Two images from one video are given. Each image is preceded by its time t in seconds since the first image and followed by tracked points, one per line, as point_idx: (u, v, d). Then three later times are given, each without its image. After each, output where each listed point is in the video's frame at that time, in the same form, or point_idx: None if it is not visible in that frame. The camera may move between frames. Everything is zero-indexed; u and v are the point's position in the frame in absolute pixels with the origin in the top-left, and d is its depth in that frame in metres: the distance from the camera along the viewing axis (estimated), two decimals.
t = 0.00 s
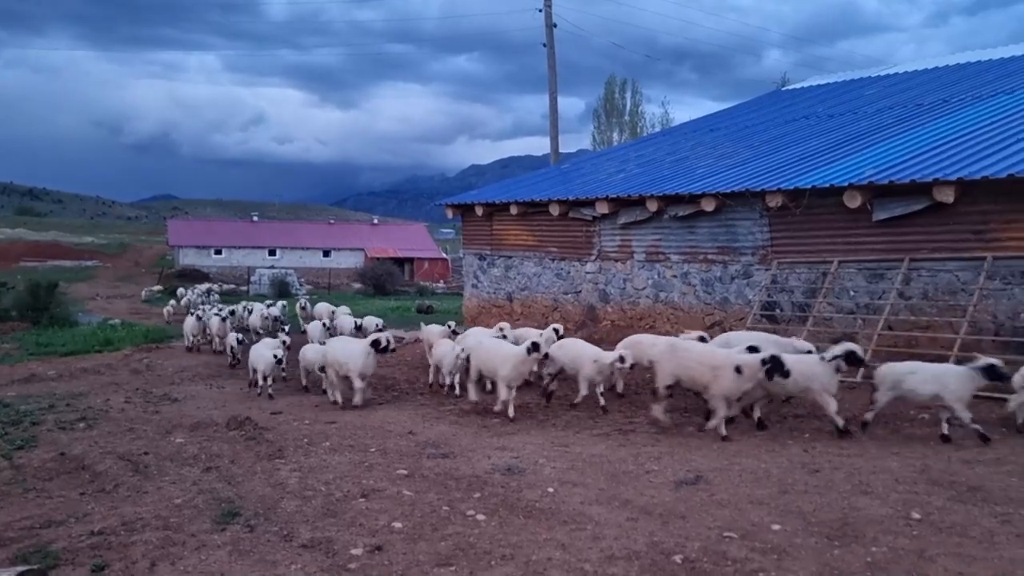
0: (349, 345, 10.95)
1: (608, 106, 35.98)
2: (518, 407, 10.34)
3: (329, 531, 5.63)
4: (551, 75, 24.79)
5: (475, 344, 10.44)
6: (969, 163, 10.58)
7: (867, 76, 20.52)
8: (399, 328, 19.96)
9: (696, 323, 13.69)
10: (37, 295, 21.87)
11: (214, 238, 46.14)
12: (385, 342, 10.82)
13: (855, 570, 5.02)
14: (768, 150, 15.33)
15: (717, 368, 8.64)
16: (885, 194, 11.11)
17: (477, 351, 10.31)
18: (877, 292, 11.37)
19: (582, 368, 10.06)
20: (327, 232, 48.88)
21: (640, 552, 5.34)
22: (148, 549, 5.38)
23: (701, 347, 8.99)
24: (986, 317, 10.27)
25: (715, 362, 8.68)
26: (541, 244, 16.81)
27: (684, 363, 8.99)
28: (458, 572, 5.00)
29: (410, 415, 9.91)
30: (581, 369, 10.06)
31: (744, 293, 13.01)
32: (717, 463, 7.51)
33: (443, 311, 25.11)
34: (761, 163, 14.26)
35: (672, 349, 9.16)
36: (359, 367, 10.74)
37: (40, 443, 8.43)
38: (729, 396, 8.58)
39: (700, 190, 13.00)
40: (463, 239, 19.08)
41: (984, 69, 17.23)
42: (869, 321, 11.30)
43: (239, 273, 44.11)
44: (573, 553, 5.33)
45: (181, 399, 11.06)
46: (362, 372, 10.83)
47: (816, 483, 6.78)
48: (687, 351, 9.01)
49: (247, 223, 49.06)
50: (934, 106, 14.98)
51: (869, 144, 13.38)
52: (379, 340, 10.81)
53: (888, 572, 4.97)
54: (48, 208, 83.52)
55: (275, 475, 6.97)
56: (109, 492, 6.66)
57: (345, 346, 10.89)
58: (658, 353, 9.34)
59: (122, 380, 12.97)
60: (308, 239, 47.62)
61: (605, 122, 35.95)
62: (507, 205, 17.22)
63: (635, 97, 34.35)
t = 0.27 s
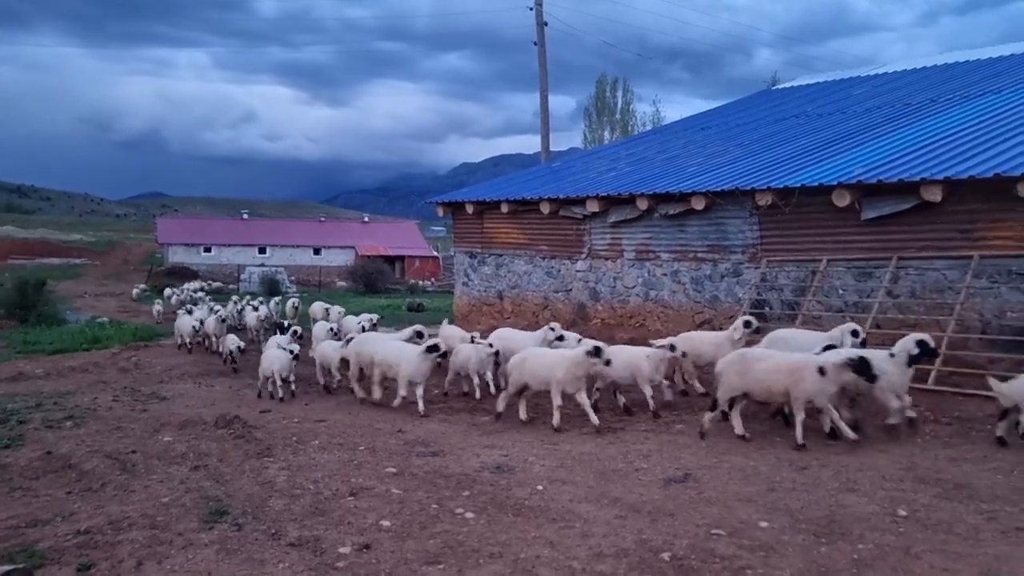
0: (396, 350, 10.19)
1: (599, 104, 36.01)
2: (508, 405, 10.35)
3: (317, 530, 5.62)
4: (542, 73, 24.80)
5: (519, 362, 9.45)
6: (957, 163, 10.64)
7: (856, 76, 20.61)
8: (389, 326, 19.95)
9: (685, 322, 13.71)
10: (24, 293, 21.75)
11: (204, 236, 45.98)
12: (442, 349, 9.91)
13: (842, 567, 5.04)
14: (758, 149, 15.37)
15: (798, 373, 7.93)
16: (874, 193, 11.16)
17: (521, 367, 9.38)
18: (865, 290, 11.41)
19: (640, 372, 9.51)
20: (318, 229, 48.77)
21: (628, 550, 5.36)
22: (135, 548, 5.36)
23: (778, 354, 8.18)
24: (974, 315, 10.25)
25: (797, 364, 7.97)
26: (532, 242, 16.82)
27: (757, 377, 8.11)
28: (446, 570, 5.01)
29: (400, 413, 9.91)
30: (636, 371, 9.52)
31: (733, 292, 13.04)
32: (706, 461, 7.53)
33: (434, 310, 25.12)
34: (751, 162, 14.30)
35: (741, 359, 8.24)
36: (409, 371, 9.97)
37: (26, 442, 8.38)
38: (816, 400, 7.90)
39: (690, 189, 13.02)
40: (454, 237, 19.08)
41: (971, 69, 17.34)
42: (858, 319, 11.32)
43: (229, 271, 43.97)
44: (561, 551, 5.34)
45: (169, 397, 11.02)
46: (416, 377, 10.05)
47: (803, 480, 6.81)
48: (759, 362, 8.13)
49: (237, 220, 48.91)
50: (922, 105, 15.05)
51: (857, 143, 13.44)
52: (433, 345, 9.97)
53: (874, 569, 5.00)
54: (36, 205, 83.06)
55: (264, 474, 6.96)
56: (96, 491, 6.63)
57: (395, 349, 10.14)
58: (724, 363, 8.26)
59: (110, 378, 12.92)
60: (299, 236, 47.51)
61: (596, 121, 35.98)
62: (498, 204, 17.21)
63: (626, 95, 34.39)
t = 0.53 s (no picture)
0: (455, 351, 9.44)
1: (584, 102, 36.03)
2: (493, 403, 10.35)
3: (299, 528, 5.60)
4: (527, 71, 24.80)
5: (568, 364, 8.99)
6: (937, 162, 10.72)
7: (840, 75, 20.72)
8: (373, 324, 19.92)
9: (669, 320, 13.74)
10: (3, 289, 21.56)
11: (186, 233, 45.70)
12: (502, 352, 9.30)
13: (821, 563, 5.08)
14: (741, 148, 15.44)
15: (883, 368, 7.57)
16: (856, 192, 11.23)
17: (576, 367, 8.91)
18: (847, 289, 11.47)
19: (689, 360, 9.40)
20: (302, 227, 48.57)
21: (610, 547, 5.37)
22: (114, 547, 5.33)
23: (851, 348, 7.78)
24: (953, 313, 10.30)
25: (877, 360, 7.60)
26: (516, 240, 16.82)
27: (835, 373, 7.76)
28: (428, 568, 5.00)
29: (384, 411, 9.89)
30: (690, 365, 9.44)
31: (717, 290, 13.09)
32: (688, 459, 7.56)
33: (419, 307, 25.09)
34: (735, 160, 14.36)
35: (817, 355, 7.89)
36: (472, 381, 9.18)
37: (4, 441, 8.30)
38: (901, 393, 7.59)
39: (674, 187, 13.06)
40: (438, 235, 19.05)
41: (952, 69, 17.48)
42: (840, 317, 11.36)
43: (212, 269, 43.71)
44: (543, 548, 5.35)
45: (150, 395, 10.94)
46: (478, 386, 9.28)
47: (785, 477, 6.85)
48: (836, 356, 7.77)
49: (220, 217, 48.64)
50: (905, 105, 15.15)
51: (840, 142, 13.51)
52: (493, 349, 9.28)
53: (853, 565, 5.03)
54: (16, 201, 82.28)
55: (245, 472, 6.92)
56: (75, 490, 6.58)
57: (452, 359, 9.29)
58: (797, 364, 7.99)
59: (90, 376, 12.84)
60: (283, 234, 47.30)
61: (582, 120, 36.03)
62: (483, 202, 17.19)
63: (612, 93, 34.44)
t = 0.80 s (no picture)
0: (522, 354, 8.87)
1: (577, 101, 36.07)
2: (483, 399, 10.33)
3: (290, 524, 5.60)
4: (520, 69, 24.81)
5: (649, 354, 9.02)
6: (927, 161, 10.78)
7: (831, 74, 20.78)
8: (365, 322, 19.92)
9: (661, 317, 13.77)
10: None
11: (178, 229, 45.56)
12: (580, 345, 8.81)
13: (810, 558, 5.11)
14: (733, 146, 15.49)
15: (983, 369, 7.29)
16: (847, 190, 11.27)
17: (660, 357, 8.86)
18: (838, 287, 11.51)
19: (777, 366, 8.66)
20: (294, 224, 48.48)
21: (601, 543, 5.39)
22: (104, 542, 5.32)
23: (955, 346, 7.56)
24: (943, 312, 10.37)
25: (981, 359, 7.33)
26: (509, 237, 16.83)
27: (937, 365, 7.54)
28: (419, 564, 5.01)
29: (376, 407, 9.89)
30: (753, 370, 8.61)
31: (708, 288, 13.12)
32: (679, 455, 7.58)
33: (412, 304, 25.13)
34: (726, 159, 14.40)
35: (914, 348, 7.72)
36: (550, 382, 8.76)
37: None
38: (995, 403, 7.29)
39: (667, 185, 13.09)
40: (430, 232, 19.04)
41: (942, 69, 17.57)
42: (831, 315, 11.41)
43: (203, 266, 43.58)
44: (534, 544, 5.36)
45: (141, 392, 10.91)
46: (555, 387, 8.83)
47: (775, 474, 6.88)
48: (940, 349, 7.56)
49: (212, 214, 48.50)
50: (896, 104, 15.21)
51: (831, 141, 13.55)
52: (572, 343, 8.81)
53: (842, 560, 5.06)
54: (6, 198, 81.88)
55: (236, 468, 6.92)
56: (65, 486, 6.57)
57: (526, 359, 8.83)
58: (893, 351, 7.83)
59: (81, 372, 12.80)
60: (274, 231, 47.21)
61: (574, 118, 36.05)
62: (475, 199, 17.19)
63: (604, 92, 34.48)
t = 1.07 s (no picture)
0: (619, 349, 8.58)
1: (576, 96, 36.04)
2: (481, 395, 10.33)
3: (288, 518, 5.60)
4: (519, 64, 24.78)
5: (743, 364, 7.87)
6: (926, 157, 10.78)
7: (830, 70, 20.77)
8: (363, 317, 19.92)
9: (659, 313, 13.77)
10: None
11: (175, 224, 45.52)
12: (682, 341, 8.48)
13: (808, 552, 5.12)
14: (732, 142, 15.48)
15: None
16: (845, 186, 11.27)
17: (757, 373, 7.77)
18: (836, 283, 11.52)
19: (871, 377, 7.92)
20: (292, 219, 48.44)
21: (599, 537, 5.39)
22: (102, 536, 5.32)
23: None
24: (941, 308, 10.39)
25: None
26: (507, 233, 16.82)
27: None
28: (417, 558, 5.02)
29: (374, 403, 9.88)
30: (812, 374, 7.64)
31: (707, 284, 13.13)
32: (677, 450, 7.59)
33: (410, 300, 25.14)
34: (725, 154, 14.39)
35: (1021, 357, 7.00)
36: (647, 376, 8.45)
37: None
38: None
39: (665, 180, 13.08)
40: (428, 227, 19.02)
41: (941, 65, 17.56)
42: (828, 311, 11.43)
43: (201, 261, 43.55)
44: (532, 539, 5.36)
45: (140, 386, 10.91)
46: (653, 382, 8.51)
47: (772, 469, 6.89)
48: None
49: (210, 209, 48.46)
50: (894, 100, 15.21)
51: (830, 137, 13.55)
52: (671, 337, 8.50)
53: (840, 554, 5.07)
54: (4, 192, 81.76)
55: (234, 463, 6.92)
56: (63, 480, 6.56)
57: (624, 353, 8.54)
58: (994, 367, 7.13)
59: (79, 367, 12.79)
60: (272, 226, 47.16)
61: (573, 113, 35.99)
62: (473, 194, 17.17)
63: (603, 87, 34.46)
